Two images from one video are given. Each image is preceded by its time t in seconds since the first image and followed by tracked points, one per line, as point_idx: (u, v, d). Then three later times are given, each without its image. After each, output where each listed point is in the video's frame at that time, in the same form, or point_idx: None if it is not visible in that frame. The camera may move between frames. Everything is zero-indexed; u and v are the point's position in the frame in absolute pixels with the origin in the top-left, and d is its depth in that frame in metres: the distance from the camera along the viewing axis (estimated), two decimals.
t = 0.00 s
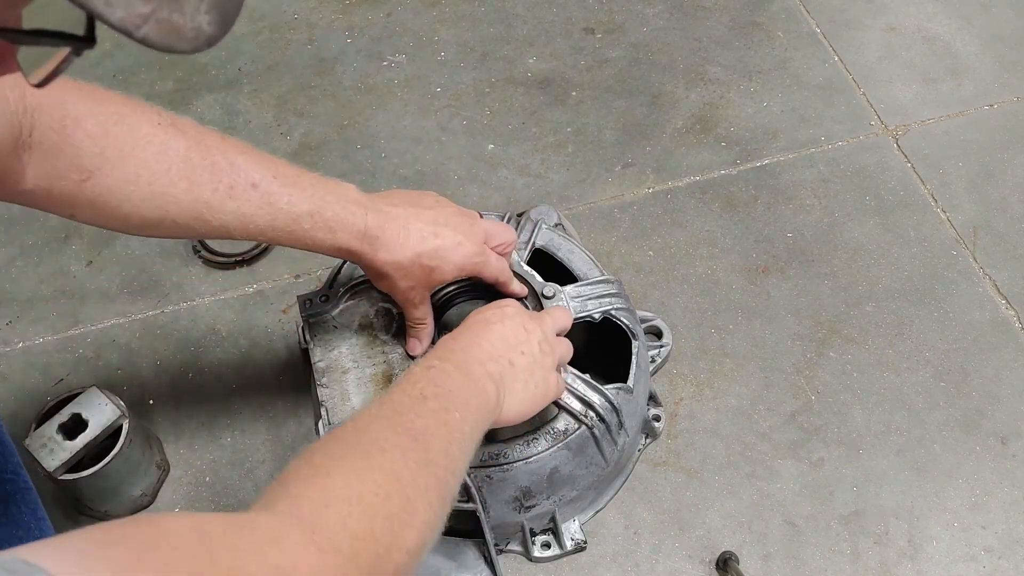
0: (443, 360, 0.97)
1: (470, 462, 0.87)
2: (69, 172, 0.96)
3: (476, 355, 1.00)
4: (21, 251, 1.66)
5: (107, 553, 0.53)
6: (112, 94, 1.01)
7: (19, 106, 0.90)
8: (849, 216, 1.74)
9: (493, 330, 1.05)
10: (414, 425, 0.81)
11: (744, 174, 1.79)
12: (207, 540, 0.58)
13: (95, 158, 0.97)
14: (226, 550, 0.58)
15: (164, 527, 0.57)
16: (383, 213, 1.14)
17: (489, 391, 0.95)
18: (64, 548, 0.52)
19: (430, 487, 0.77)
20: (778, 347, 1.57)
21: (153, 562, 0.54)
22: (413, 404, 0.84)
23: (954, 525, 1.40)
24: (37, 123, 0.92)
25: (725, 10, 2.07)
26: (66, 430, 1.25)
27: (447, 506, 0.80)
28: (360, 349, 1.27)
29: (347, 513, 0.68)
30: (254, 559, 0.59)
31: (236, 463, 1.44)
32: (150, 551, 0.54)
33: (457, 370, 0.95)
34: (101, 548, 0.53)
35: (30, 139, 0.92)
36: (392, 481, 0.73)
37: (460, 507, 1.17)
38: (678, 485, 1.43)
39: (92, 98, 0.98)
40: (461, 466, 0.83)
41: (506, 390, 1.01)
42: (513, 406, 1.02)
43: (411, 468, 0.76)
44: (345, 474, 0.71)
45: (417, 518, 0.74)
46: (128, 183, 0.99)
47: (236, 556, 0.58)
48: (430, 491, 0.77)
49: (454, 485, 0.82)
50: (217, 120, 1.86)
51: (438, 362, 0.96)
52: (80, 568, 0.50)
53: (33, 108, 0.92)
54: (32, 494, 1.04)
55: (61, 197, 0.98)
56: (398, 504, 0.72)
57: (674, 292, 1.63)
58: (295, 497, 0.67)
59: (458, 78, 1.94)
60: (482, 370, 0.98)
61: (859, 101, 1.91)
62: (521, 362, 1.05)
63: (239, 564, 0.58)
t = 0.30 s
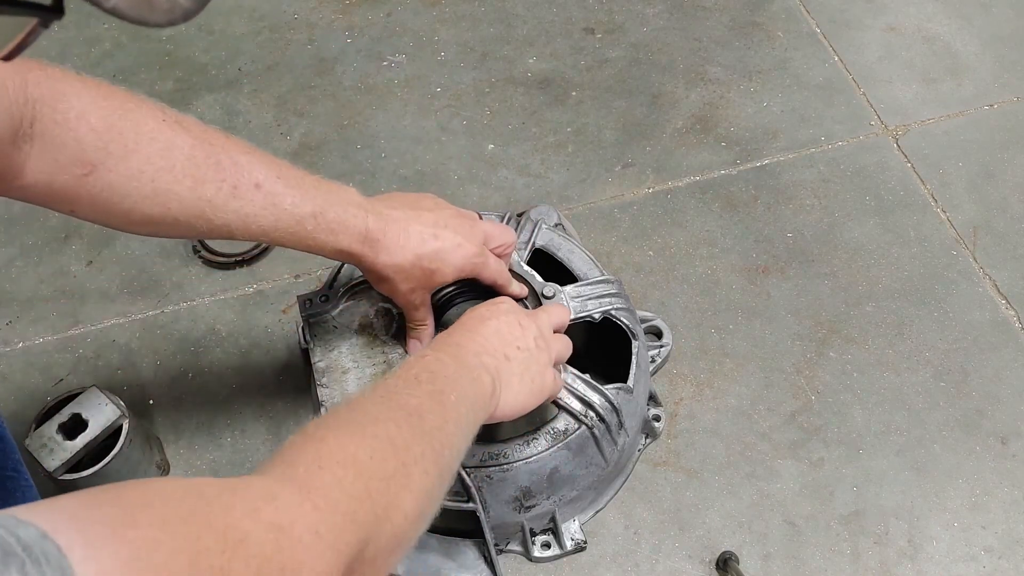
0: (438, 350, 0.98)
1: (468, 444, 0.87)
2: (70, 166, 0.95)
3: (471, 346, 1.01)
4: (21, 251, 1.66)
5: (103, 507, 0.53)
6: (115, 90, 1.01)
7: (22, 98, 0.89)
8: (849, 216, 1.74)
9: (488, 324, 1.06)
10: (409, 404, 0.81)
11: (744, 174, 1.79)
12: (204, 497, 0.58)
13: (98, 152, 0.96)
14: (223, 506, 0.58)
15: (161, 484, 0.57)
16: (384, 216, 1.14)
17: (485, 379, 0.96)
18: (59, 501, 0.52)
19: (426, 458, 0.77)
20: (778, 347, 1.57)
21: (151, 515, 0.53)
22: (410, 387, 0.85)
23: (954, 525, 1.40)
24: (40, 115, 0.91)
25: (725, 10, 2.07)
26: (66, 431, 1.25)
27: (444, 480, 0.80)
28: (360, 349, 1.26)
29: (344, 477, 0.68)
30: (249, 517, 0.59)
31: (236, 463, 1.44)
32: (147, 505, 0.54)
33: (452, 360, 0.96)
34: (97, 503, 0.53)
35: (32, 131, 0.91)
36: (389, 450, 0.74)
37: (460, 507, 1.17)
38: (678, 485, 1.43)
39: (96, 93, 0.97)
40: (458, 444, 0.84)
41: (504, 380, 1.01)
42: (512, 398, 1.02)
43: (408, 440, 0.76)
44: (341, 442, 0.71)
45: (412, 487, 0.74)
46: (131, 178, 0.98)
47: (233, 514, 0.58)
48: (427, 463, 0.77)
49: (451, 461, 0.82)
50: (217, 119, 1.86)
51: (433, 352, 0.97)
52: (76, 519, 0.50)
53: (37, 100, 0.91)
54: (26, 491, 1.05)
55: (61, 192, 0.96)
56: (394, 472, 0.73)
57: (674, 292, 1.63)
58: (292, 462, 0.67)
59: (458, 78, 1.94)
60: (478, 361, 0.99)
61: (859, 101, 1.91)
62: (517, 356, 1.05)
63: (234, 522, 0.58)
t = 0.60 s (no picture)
0: (439, 347, 0.98)
1: (471, 437, 0.87)
2: (70, 166, 0.95)
3: (472, 343, 1.01)
4: (21, 250, 1.66)
5: (106, 495, 0.53)
6: (117, 90, 1.01)
7: (22, 97, 0.89)
8: (849, 216, 1.74)
9: (488, 323, 1.07)
10: (411, 398, 0.81)
11: (744, 174, 1.79)
12: (207, 486, 0.58)
13: (99, 152, 0.96)
14: (226, 495, 0.58)
15: (163, 474, 0.57)
16: (385, 217, 1.14)
17: (486, 375, 0.96)
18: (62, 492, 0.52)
19: (430, 450, 0.77)
20: (778, 346, 1.57)
21: (154, 505, 0.54)
22: (411, 382, 0.85)
23: (954, 525, 1.40)
24: (40, 115, 0.91)
25: (725, 10, 2.07)
26: (66, 431, 1.25)
27: (447, 472, 0.80)
28: (360, 349, 1.26)
29: (347, 468, 0.68)
30: (253, 506, 0.59)
31: (236, 463, 1.44)
32: (151, 494, 0.54)
33: (453, 356, 0.96)
34: (102, 491, 0.53)
35: (33, 131, 0.91)
36: (391, 442, 0.74)
37: (460, 507, 1.17)
38: (678, 485, 1.43)
39: (97, 93, 0.98)
40: (460, 436, 0.84)
41: (505, 377, 1.01)
42: (515, 393, 1.02)
43: (410, 432, 0.76)
44: (344, 434, 0.71)
45: (415, 478, 0.74)
46: (132, 178, 0.98)
47: (236, 503, 0.58)
48: (430, 454, 0.77)
49: (454, 452, 0.82)
50: (217, 119, 1.86)
51: (434, 349, 0.97)
52: (79, 508, 0.51)
53: (37, 100, 0.91)
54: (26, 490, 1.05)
55: (61, 192, 0.96)
56: (397, 463, 0.73)
57: (674, 292, 1.63)
58: (294, 454, 0.68)
59: (458, 78, 1.94)
60: (479, 357, 0.99)
61: (859, 101, 1.91)
62: (517, 352, 1.05)
63: (237, 512, 0.58)
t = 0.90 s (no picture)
0: (442, 342, 0.98)
1: (474, 430, 0.87)
2: (73, 164, 0.95)
3: (474, 339, 1.01)
4: (21, 250, 1.66)
5: (113, 489, 0.53)
6: (120, 89, 1.01)
7: (26, 94, 0.90)
8: (849, 216, 1.74)
9: (489, 319, 1.07)
10: (415, 392, 0.81)
11: (744, 174, 1.79)
12: (213, 480, 0.58)
13: (102, 150, 0.96)
14: (232, 489, 0.58)
15: (170, 469, 0.57)
16: (387, 218, 1.14)
17: (489, 371, 0.96)
18: (70, 486, 0.52)
19: (434, 443, 0.78)
20: (778, 346, 1.57)
21: (161, 498, 0.54)
22: (414, 377, 0.85)
23: (954, 525, 1.40)
24: (44, 112, 0.92)
25: (725, 10, 2.07)
26: (64, 433, 1.25)
27: (451, 465, 0.80)
28: (360, 350, 1.26)
29: (352, 461, 0.68)
30: (258, 500, 0.59)
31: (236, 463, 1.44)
32: (157, 488, 0.54)
33: (456, 351, 0.96)
34: (109, 485, 0.53)
35: (36, 127, 0.91)
36: (396, 435, 0.74)
37: (460, 507, 1.17)
38: (678, 485, 1.43)
39: (100, 91, 0.98)
40: (463, 431, 0.84)
41: (508, 373, 1.01)
42: (518, 389, 1.02)
43: (415, 425, 0.77)
44: (348, 428, 0.72)
45: (420, 471, 0.74)
46: (135, 176, 0.98)
47: (242, 497, 0.58)
48: (435, 447, 0.77)
49: (458, 445, 0.82)
50: (217, 119, 1.86)
51: (437, 344, 0.97)
52: (87, 502, 0.51)
53: (41, 96, 0.91)
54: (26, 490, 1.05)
55: (64, 190, 0.96)
56: (402, 456, 0.73)
57: (674, 291, 1.63)
58: (298, 449, 0.68)
59: (458, 78, 1.94)
60: (482, 352, 0.99)
61: (859, 101, 1.91)
62: (519, 349, 1.05)
63: (243, 505, 0.58)
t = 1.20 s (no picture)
0: (443, 352, 0.98)
1: (475, 441, 0.87)
2: (73, 165, 0.95)
3: (475, 348, 1.01)
4: (21, 250, 1.66)
5: (117, 499, 0.53)
6: (119, 90, 1.01)
7: (25, 96, 0.90)
8: (849, 216, 1.74)
9: (490, 327, 1.07)
10: (416, 405, 0.81)
11: (744, 174, 1.79)
12: (217, 489, 0.58)
13: (102, 152, 0.96)
14: (237, 498, 0.58)
15: (175, 478, 0.57)
16: (386, 219, 1.14)
17: (490, 380, 0.96)
18: (75, 495, 0.52)
19: (435, 454, 0.77)
20: (778, 346, 1.57)
21: (166, 508, 0.54)
22: (417, 388, 0.85)
23: (954, 525, 1.40)
24: (44, 114, 0.92)
25: (725, 10, 2.07)
26: (64, 433, 1.25)
27: (453, 476, 0.80)
28: (360, 350, 1.26)
29: (355, 470, 0.68)
30: (263, 508, 0.59)
31: (236, 463, 1.44)
32: (162, 498, 0.54)
33: (457, 361, 0.96)
34: (113, 496, 0.53)
35: (36, 129, 0.91)
36: (399, 444, 0.74)
37: (460, 507, 1.18)
38: (678, 485, 1.43)
39: (100, 92, 0.97)
40: (465, 441, 0.84)
41: (508, 383, 1.01)
42: (519, 398, 1.02)
43: (417, 437, 0.77)
44: (351, 437, 0.71)
45: (422, 481, 0.74)
46: (135, 177, 0.98)
47: (247, 505, 0.58)
48: (437, 459, 0.77)
49: (459, 456, 0.82)
50: (217, 119, 1.86)
51: (438, 355, 0.97)
52: (92, 512, 0.51)
53: (41, 99, 0.91)
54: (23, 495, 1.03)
55: (64, 192, 0.96)
56: (405, 465, 0.73)
57: (674, 291, 1.63)
58: (301, 457, 0.68)
59: (458, 78, 1.94)
60: (483, 362, 0.99)
61: (859, 101, 1.91)
62: (520, 358, 1.05)
63: (249, 513, 0.58)
